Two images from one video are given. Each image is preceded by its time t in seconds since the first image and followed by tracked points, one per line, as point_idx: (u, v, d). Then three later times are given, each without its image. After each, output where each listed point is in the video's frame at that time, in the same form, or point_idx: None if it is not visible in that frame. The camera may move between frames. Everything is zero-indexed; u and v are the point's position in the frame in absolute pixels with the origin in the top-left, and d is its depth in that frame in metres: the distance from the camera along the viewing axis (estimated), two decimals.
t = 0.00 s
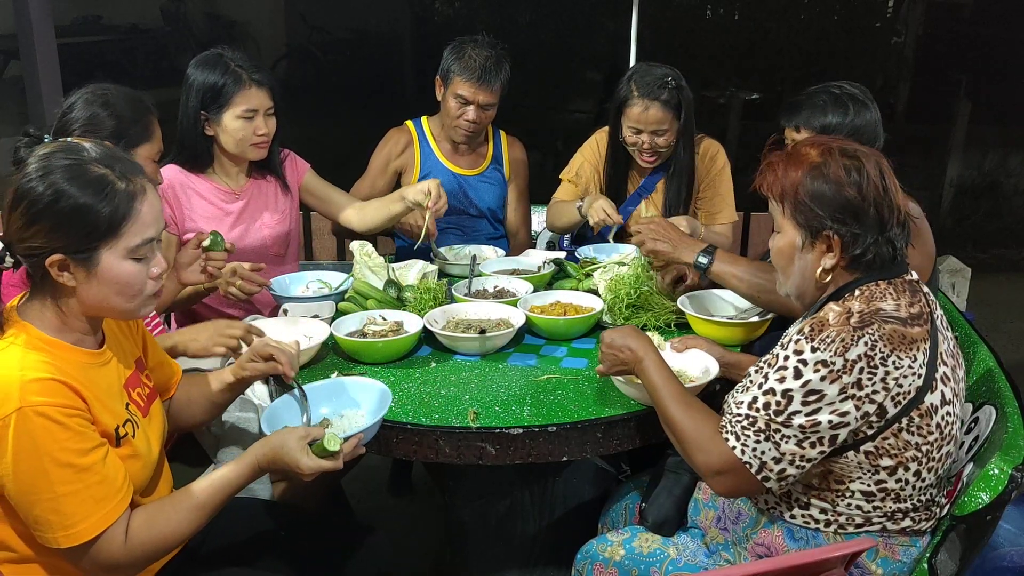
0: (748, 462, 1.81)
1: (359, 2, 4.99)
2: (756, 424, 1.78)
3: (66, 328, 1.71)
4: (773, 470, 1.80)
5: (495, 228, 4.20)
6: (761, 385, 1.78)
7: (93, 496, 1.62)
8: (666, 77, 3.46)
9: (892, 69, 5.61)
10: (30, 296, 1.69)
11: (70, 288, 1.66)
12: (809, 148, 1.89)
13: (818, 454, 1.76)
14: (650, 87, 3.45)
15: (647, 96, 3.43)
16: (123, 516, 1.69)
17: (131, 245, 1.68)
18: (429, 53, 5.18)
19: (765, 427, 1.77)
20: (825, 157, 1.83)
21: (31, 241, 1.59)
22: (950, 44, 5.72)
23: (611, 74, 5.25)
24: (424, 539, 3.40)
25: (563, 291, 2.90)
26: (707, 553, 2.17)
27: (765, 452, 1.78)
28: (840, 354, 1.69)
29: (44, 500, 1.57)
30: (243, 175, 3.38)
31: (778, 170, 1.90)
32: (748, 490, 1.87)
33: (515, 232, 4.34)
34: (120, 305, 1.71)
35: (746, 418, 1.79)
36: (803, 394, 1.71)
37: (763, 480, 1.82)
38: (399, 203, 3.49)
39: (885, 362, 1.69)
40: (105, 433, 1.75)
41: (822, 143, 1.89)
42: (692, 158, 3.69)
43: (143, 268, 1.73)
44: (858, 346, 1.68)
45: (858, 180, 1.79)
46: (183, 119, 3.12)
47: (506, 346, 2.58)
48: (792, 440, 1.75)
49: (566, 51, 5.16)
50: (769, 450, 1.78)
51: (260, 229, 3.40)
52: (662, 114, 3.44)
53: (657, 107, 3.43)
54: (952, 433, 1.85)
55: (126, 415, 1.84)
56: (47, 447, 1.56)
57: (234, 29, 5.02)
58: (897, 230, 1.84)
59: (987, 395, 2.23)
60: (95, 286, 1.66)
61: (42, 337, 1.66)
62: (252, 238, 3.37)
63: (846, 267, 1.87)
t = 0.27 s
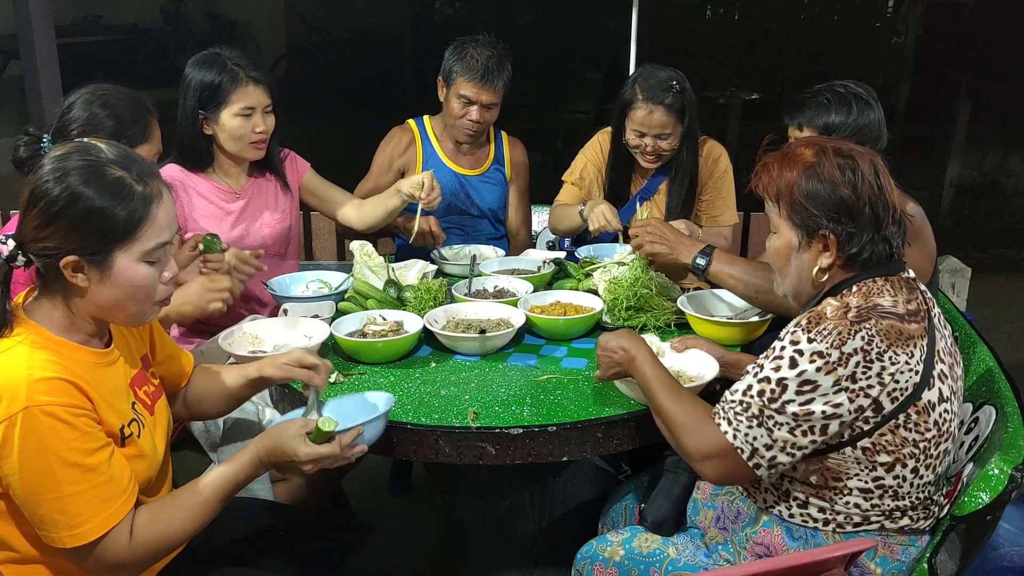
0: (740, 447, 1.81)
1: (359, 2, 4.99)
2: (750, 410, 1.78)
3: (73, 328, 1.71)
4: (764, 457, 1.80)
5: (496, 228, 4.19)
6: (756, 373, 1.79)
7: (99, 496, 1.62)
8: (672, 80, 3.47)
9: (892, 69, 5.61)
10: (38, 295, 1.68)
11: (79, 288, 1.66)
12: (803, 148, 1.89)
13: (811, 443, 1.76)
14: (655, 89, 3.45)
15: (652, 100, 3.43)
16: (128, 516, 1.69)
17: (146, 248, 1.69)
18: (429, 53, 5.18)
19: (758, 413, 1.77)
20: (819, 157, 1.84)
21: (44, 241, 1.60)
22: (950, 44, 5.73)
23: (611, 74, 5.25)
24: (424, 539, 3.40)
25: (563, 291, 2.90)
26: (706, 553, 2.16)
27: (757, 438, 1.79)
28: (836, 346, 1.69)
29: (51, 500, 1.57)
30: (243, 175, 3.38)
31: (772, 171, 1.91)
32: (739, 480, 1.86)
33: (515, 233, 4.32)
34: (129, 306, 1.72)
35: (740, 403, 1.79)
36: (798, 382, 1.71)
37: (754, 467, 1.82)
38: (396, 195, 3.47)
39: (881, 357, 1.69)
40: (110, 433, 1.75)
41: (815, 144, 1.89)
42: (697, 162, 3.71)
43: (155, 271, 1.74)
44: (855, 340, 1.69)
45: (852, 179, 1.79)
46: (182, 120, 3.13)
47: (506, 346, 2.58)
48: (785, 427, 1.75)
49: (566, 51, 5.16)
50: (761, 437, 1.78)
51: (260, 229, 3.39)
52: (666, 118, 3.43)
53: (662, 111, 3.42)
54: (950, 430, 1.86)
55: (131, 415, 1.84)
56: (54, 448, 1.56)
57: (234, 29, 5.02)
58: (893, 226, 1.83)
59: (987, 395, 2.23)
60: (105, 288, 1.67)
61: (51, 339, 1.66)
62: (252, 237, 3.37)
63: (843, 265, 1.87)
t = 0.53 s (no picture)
0: (735, 433, 1.79)
1: (359, 2, 4.99)
2: (747, 396, 1.77)
3: (82, 328, 1.72)
4: (758, 445, 1.79)
5: (496, 228, 4.19)
6: (755, 360, 1.78)
7: (105, 498, 1.63)
8: (675, 84, 3.46)
9: (892, 69, 5.60)
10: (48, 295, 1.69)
11: (91, 288, 1.67)
12: (802, 147, 1.88)
13: (806, 433, 1.76)
14: (659, 92, 3.44)
15: (654, 103, 3.42)
16: (134, 517, 1.69)
17: (159, 251, 1.71)
18: (429, 53, 5.18)
19: (756, 400, 1.76)
20: (818, 157, 1.83)
21: (58, 242, 1.60)
22: (950, 44, 5.73)
23: (611, 74, 5.24)
24: (424, 539, 3.40)
25: (563, 291, 2.90)
26: (707, 553, 2.15)
27: (753, 425, 1.78)
28: (835, 339, 1.69)
29: (58, 500, 1.57)
30: (245, 174, 3.38)
31: (771, 170, 1.90)
32: (731, 464, 1.83)
33: (515, 234, 4.32)
34: (141, 308, 1.72)
35: (738, 389, 1.78)
36: (797, 372, 1.70)
37: (748, 455, 1.81)
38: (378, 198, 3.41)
39: (879, 353, 1.70)
40: (119, 433, 1.76)
41: (814, 144, 1.89)
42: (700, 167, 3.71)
43: (167, 273, 1.75)
44: (854, 334, 1.69)
45: (851, 179, 1.79)
46: (183, 120, 3.14)
47: (506, 346, 2.58)
48: (782, 415, 1.75)
49: (566, 51, 5.16)
50: (757, 424, 1.77)
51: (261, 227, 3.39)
52: (667, 121, 3.43)
53: (664, 114, 3.42)
54: (948, 427, 1.86)
55: (139, 416, 1.84)
56: (63, 449, 1.56)
57: (234, 29, 5.02)
58: (889, 228, 1.84)
59: (987, 395, 2.23)
60: (118, 289, 1.67)
61: (61, 338, 1.66)
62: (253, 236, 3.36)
63: (838, 266, 1.87)
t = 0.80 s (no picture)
0: (727, 409, 1.80)
1: (359, 2, 4.99)
2: (743, 372, 1.77)
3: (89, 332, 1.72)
4: (748, 422, 1.79)
5: (496, 229, 4.19)
6: (753, 341, 1.79)
7: (112, 501, 1.63)
8: (667, 84, 3.47)
9: (892, 69, 5.59)
10: (64, 298, 1.67)
11: (110, 292, 1.68)
12: (799, 148, 1.88)
13: (797, 417, 1.76)
14: (649, 95, 3.45)
15: (647, 103, 3.44)
16: (139, 519, 1.70)
17: (166, 242, 1.71)
18: (429, 53, 5.18)
19: (751, 377, 1.76)
20: (815, 159, 1.82)
21: (68, 247, 1.60)
22: (950, 44, 5.73)
23: (611, 74, 5.25)
24: (425, 539, 3.40)
25: (563, 291, 2.90)
26: (707, 554, 2.15)
27: (745, 402, 1.78)
28: (833, 326, 1.70)
29: (65, 502, 1.57)
30: (245, 174, 3.38)
31: (767, 169, 1.90)
32: (720, 436, 1.84)
33: (515, 234, 4.31)
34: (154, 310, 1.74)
35: (734, 364, 1.79)
36: (793, 356, 1.71)
37: (737, 431, 1.81)
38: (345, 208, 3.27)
39: (875, 344, 1.71)
40: (126, 437, 1.76)
41: (810, 145, 1.88)
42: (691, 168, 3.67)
43: (182, 265, 1.76)
44: (851, 323, 1.70)
45: (846, 182, 1.79)
46: (183, 119, 3.15)
47: (506, 346, 2.58)
48: (776, 396, 1.75)
49: (566, 51, 5.16)
50: (750, 402, 1.78)
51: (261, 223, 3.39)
52: (661, 121, 3.44)
53: (656, 114, 3.42)
54: (944, 424, 1.86)
55: (145, 419, 1.84)
56: (72, 452, 1.56)
57: (234, 29, 5.01)
58: (878, 235, 1.85)
59: (987, 395, 2.23)
60: (137, 287, 1.69)
61: (70, 340, 1.66)
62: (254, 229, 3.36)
63: (828, 268, 1.89)
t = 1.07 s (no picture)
0: (723, 420, 1.76)
1: (359, 2, 4.99)
2: (736, 382, 1.75)
3: (86, 330, 1.72)
4: (746, 431, 1.76)
5: (496, 229, 4.19)
6: (743, 349, 1.78)
7: (110, 499, 1.63)
8: (662, 88, 3.47)
9: (892, 69, 5.59)
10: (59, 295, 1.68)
11: (100, 292, 1.67)
12: (793, 147, 1.88)
13: (792, 422, 1.75)
14: (643, 98, 3.45)
15: (641, 108, 3.44)
16: (136, 517, 1.69)
17: (171, 255, 1.71)
18: (429, 53, 5.18)
19: (744, 386, 1.74)
20: (809, 157, 1.83)
21: (68, 244, 1.60)
22: (950, 44, 5.73)
23: (611, 74, 5.25)
24: (425, 538, 3.40)
25: (563, 291, 2.90)
26: (706, 554, 2.15)
27: (741, 411, 1.75)
28: (821, 327, 1.70)
29: (62, 501, 1.57)
30: (244, 174, 3.38)
31: (761, 167, 1.90)
32: (721, 448, 1.79)
33: (515, 234, 4.31)
34: (150, 311, 1.73)
35: (726, 375, 1.76)
36: (784, 360, 1.71)
37: (737, 442, 1.78)
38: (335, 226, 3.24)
39: (864, 342, 1.70)
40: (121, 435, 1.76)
41: (805, 144, 1.89)
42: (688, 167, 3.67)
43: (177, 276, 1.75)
44: (839, 323, 1.70)
45: (839, 181, 1.79)
46: (182, 118, 3.15)
47: (506, 346, 2.58)
48: (770, 403, 1.74)
49: (566, 51, 5.16)
50: (746, 411, 1.75)
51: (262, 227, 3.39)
52: (655, 126, 3.44)
53: (651, 119, 3.43)
54: (939, 419, 1.86)
55: (140, 417, 1.84)
56: (70, 451, 1.56)
57: (234, 29, 5.01)
58: (869, 233, 1.84)
59: (987, 395, 2.23)
60: (129, 293, 1.68)
61: (63, 338, 1.67)
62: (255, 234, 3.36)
63: (818, 267, 1.89)
